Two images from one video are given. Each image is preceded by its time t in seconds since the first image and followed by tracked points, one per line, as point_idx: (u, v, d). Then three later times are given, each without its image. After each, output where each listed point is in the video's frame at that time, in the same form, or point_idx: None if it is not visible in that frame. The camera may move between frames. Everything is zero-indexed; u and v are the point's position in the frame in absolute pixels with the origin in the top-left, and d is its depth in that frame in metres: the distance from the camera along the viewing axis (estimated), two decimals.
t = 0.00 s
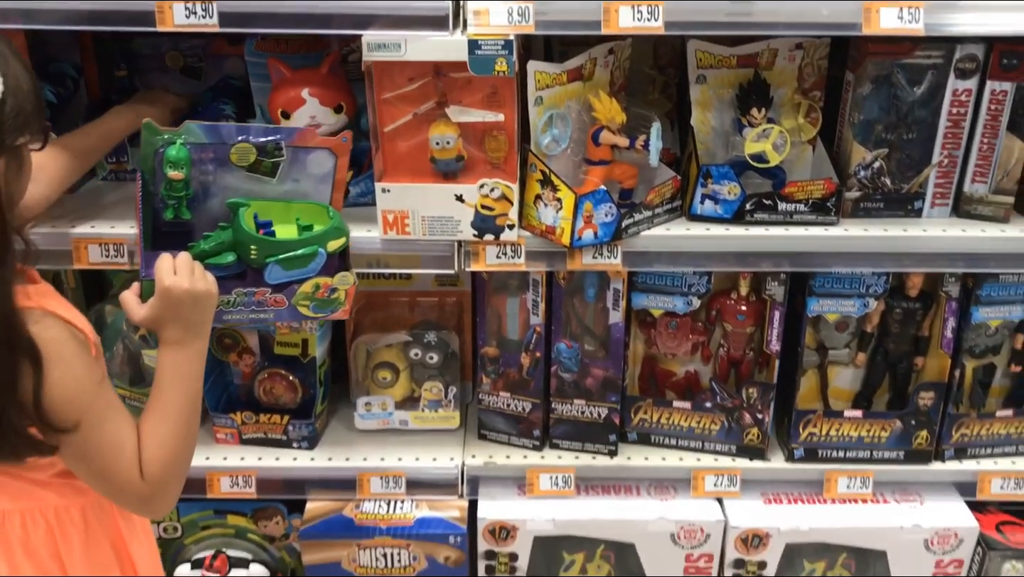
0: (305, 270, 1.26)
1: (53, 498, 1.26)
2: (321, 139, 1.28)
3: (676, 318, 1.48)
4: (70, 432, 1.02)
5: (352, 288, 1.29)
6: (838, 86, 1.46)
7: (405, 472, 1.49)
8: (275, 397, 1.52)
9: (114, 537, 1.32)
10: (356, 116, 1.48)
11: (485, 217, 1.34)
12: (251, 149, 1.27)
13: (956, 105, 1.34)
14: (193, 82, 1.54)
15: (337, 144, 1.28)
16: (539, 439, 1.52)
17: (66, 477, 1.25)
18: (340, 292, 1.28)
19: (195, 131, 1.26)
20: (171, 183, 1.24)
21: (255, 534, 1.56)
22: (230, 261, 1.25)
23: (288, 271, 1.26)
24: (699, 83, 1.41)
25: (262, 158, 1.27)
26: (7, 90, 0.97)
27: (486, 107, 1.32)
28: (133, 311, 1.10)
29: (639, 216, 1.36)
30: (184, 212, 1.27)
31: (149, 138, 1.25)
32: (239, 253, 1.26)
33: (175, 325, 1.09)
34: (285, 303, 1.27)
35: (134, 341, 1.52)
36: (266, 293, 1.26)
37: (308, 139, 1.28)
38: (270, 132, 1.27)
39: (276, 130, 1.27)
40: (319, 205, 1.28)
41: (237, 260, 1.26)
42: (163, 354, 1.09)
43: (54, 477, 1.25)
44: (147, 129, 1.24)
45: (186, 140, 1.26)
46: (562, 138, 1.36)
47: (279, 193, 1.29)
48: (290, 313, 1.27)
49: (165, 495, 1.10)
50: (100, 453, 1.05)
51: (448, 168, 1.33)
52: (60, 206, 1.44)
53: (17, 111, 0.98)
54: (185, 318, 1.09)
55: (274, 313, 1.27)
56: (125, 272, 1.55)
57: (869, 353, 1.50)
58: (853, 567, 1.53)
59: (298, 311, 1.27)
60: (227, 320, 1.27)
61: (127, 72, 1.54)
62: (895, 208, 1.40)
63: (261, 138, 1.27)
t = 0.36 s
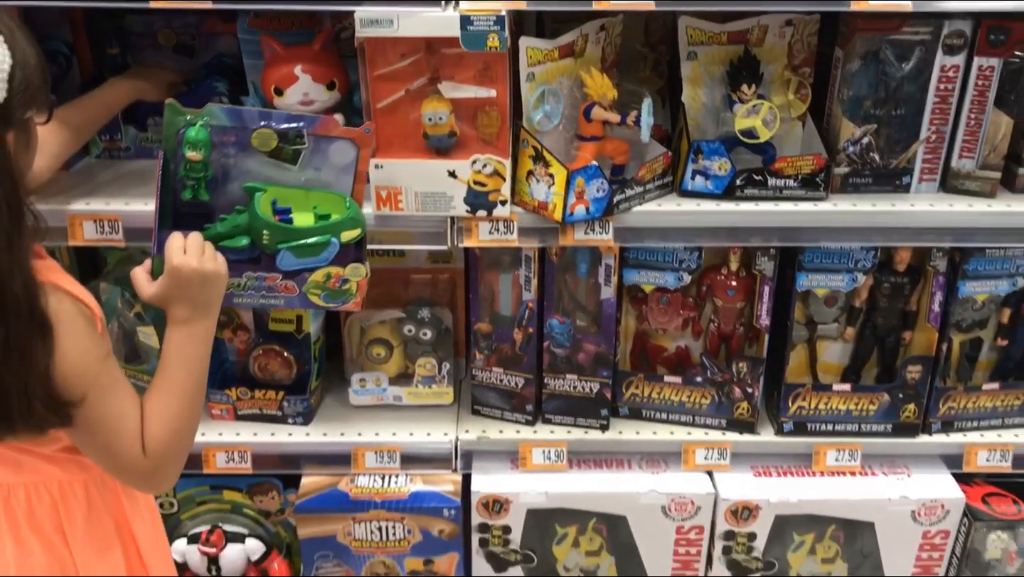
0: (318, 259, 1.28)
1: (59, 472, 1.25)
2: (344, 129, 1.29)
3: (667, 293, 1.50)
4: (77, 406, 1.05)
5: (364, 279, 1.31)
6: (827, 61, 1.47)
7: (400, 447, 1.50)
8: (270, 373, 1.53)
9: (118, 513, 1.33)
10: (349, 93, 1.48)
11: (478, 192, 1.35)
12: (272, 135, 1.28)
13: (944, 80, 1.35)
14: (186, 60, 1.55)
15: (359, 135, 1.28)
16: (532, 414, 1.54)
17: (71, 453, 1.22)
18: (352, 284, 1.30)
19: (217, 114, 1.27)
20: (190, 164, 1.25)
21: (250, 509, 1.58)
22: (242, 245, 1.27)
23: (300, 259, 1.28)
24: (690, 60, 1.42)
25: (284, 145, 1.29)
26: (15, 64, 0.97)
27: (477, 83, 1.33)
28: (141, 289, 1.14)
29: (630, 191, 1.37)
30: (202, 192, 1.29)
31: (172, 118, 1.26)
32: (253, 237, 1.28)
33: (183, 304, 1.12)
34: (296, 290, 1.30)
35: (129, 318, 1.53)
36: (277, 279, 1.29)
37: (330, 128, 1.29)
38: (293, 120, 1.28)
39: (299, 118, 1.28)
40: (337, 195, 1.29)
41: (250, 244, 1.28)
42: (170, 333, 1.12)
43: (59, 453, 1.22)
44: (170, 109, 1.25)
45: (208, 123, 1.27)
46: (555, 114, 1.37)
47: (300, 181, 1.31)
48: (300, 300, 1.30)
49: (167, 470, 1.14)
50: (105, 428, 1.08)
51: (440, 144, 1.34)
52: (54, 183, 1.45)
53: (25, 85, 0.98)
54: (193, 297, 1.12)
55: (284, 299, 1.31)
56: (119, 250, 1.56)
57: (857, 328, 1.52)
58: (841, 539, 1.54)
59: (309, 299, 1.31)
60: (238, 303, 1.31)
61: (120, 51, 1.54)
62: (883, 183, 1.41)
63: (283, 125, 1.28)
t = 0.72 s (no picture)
0: (319, 247, 1.28)
1: (56, 453, 1.24)
2: (353, 120, 1.25)
3: (659, 275, 1.50)
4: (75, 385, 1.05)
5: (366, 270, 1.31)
6: (818, 44, 1.47)
7: (394, 427, 1.52)
8: (264, 354, 1.53)
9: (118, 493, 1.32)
10: (342, 75, 1.48)
11: (470, 173, 1.35)
12: (280, 123, 1.26)
13: (933, 62, 1.36)
14: (180, 42, 1.55)
15: (368, 127, 1.25)
16: (525, 394, 1.55)
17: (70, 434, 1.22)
18: (354, 274, 1.30)
19: (225, 100, 1.25)
20: (196, 148, 1.25)
21: (245, 490, 1.59)
22: (246, 232, 1.27)
23: (301, 246, 1.28)
24: (682, 41, 1.43)
25: (291, 134, 1.26)
26: (15, 43, 0.98)
27: (470, 63, 1.34)
28: (142, 270, 1.12)
29: (622, 172, 1.38)
30: (209, 177, 1.29)
31: (181, 102, 1.26)
32: (256, 224, 1.27)
33: (182, 287, 1.10)
34: (297, 278, 1.30)
35: (123, 300, 1.53)
36: (278, 266, 1.29)
37: (339, 118, 1.25)
38: (301, 108, 1.26)
39: (307, 106, 1.25)
40: (343, 185, 1.26)
41: (254, 231, 1.28)
42: (170, 315, 1.10)
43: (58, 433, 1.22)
44: (179, 93, 1.25)
45: (216, 109, 1.26)
46: (546, 95, 1.38)
47: (310, 172, 1.28)
48: (302, 288, 1.31)
49: (163, 453, 1.13)
50: (101, 408, 1.08)
51: (432, 125, 1.34)
52: (50, 165, 1.45)
53: (25, 65, 0.99)
54: (192, 280, 1.10)
55: (286, 287, 1.31)
56: (113, 232, 1.56)
57: (847, 309, 1.53)
58: (831, 518, 1.56)
59: (310, 287, 1.31)
60: (238, 289, 1.31)
61: (113, 32, 1.54)
62: (873, 163, 1.42)
63: (291, 113, 1.25)
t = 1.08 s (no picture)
0: (315, 232, 1.28)
1: (52, 430, 1.25)
2: (351, 105, 1.25)
3: (647, 255, 1.52)
4: (69, 364, 1.06)
5: (361, 255, 1.32)
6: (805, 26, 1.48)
7: (386, 406, 1.53)
8: (256, 333, 1.54)
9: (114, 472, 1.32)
10: (332, 55, 1.49)
11: (460, 153, 1.36)
12: (278, 109, 1.26)
13: (919, 41, 1.38)
14: (170, 23, 1.55)
15: (366, 113, 1.26)
16: (515, 373, 1.57)
17: (65, 412, 1.23)
18: (349, 259, 1.31)
19: (224, 85, 1.26)
20: (194, 132, 1.25)
21: (237, 468, 1.60)
22: (243, 215, 1.28)
23: (296, 231, 1.28)
24: (670, 22, 1.44)
25: (289, 119, 1.26)
26: (11, 22, 0.99)
27: (460, 43, 1.34)
28: (137, 251, 1.12)
29: (611, 152, 1.39)
30: (207, 161, 1.28)
31: (179, 86, 1.25)
32: (253, 208, 1.28)
33: (177, 269, 1.10)
34: (292, 263, 1.31)
35: (114, 281, 1.53)
36: (273, 251, 1.30)
37: (336, 104, 1.25)
38: (299, 93, 1.26)
39: (305, 92, 1.25)
40: (339, 170, 1.26)
41: (250, 215, 1.29)
42: (164, 297, 1.10)
43: (53, 411, 1.23)
44: (177, 77, 1.25)
45: (215, 93, 1.26)
46: (536, 75, 1.39)
47: (308, 157, 1.28)
48: (297, 274, 1.31)
49: (155, 435, 1.14)
50: (96, 387, 1.08)
51: (423, 105, 1.35)
52: (40, 144, 1.45)
53: (21, 43, 1.00)
54: (187, 262, 1.10)
55: (281, 272, 1.32)
56: (104, 212, 1.56)
57: (833, 288, 1.55)
58: (817, 494, 1.58)
59: (306, 272, 1.31)
60: (234, 273, 1.32)
61: (103, 12, 1.54)
62: (859, 143, 1.44)
63: (289, 98, 1.26)
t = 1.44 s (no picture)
0: (308, 221, 1.29)
1: (50, 412, 1.26)
2: (346, 95, 1.26)
3: (638, 241, 1.54)
4: (61, 346, 1.06)
5: (354, 245, 1.32)
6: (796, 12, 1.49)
7: (379, 391, 1.54)
8: (249, 319, 1.55)
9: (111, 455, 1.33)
10: (325, 41, 1.49)
11: (452, 138, 1.37)
12: (274, 97, 1.26)
13: (908, 28, 1.38)
14: (163, 8, 1.56)
15: (361, 104, 1.26)
16: (508, 358, 1.58)
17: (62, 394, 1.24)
18: (341, 249, 1.32)
19: (219, 72, 1.26)
20: (188, 119, 1.25)
21: (232, 452, 1.61)
22: (236, 203, 1.28)
23: (289, 219, 1.29)
24: (661, 8, 1.44)
25: (284, 108, 1.27)
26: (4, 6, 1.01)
27: (452, 28, 1.35)
28: (131, 237, 1.12)
29: (603, 138, 1.40)
30: (201, 148, 1.28)
31: (175, 73, 1.26)
32: (246, 195, 1.28)
33: (171, 255, 1.10)
34: (286, 251, 1.31)
35: (108, 266, 1.55)
36: (267, 238, 1.31)
37: (332, 93, 1.26)
38: (295, 82, 1.26)
39: (301, 81, 1.26)
40: (333, 159, 1.28)
41: (243, 202, 1.29)
42: (157, 283, 1.10)
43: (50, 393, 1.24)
44: (173, 63, 1.25)
45: (210, 80, 1.26)
46: (528, 60, 1.39)
47: (302, 146, 1.29)
48: (290, 261, 1.32)
49: (145, 421, 1.14)
50: (88, 370, 1.08)
51: (415, 90, 1.36)
52: (32, 130, 1.45)
53: (14, 27, 1.02)
54: (181, 249, 1.10)
55: (274, 259, 1.32)
56: (98, 197, 1.57)
57: (823, 273, 1.56)
58: (806, 477, 1.60)
59: (298, 260, 1.32)
60: (227, 260, 1.33)
61: None
62: (849, 129, 1.45)
63: (284, 87, 1.26)
